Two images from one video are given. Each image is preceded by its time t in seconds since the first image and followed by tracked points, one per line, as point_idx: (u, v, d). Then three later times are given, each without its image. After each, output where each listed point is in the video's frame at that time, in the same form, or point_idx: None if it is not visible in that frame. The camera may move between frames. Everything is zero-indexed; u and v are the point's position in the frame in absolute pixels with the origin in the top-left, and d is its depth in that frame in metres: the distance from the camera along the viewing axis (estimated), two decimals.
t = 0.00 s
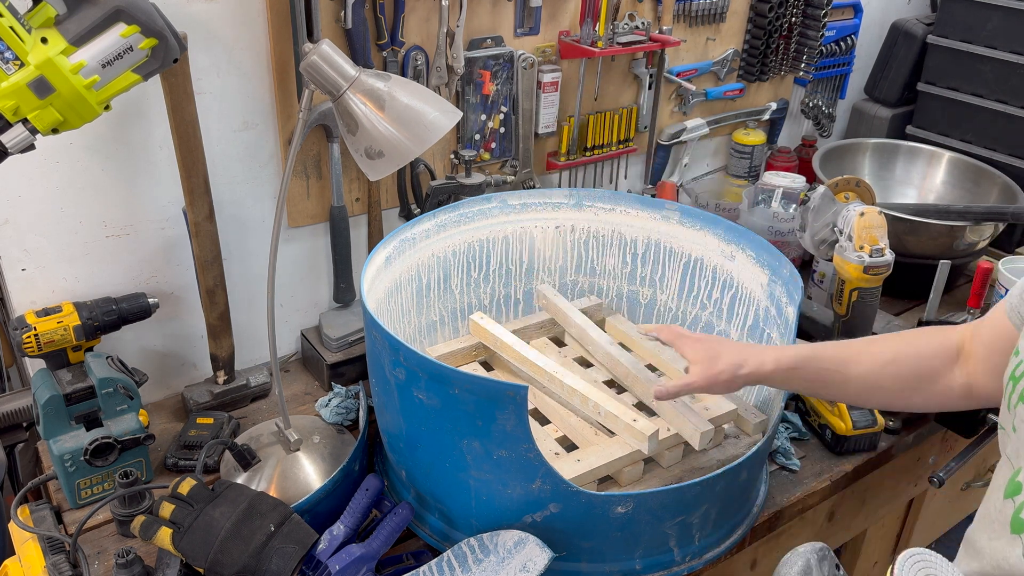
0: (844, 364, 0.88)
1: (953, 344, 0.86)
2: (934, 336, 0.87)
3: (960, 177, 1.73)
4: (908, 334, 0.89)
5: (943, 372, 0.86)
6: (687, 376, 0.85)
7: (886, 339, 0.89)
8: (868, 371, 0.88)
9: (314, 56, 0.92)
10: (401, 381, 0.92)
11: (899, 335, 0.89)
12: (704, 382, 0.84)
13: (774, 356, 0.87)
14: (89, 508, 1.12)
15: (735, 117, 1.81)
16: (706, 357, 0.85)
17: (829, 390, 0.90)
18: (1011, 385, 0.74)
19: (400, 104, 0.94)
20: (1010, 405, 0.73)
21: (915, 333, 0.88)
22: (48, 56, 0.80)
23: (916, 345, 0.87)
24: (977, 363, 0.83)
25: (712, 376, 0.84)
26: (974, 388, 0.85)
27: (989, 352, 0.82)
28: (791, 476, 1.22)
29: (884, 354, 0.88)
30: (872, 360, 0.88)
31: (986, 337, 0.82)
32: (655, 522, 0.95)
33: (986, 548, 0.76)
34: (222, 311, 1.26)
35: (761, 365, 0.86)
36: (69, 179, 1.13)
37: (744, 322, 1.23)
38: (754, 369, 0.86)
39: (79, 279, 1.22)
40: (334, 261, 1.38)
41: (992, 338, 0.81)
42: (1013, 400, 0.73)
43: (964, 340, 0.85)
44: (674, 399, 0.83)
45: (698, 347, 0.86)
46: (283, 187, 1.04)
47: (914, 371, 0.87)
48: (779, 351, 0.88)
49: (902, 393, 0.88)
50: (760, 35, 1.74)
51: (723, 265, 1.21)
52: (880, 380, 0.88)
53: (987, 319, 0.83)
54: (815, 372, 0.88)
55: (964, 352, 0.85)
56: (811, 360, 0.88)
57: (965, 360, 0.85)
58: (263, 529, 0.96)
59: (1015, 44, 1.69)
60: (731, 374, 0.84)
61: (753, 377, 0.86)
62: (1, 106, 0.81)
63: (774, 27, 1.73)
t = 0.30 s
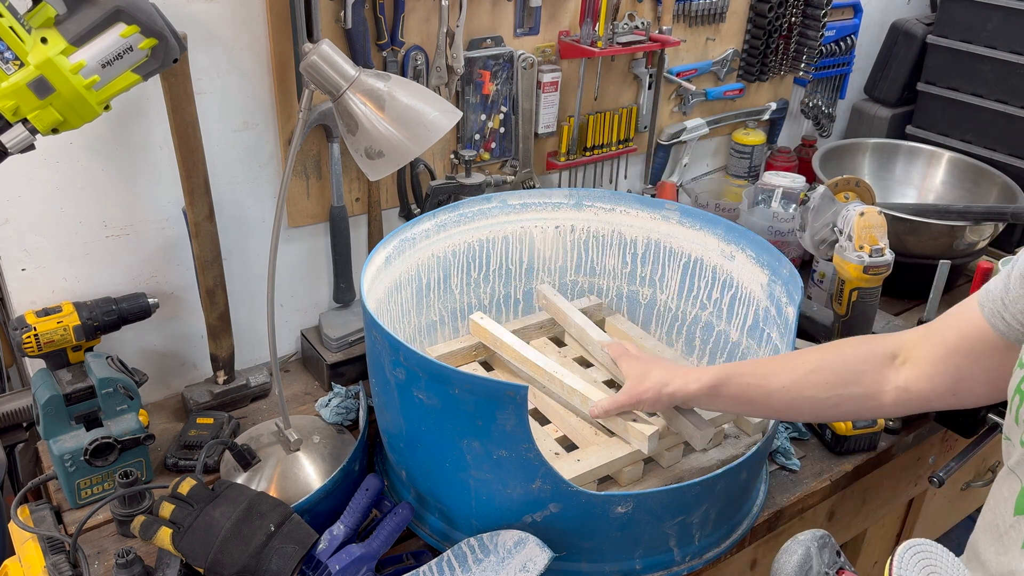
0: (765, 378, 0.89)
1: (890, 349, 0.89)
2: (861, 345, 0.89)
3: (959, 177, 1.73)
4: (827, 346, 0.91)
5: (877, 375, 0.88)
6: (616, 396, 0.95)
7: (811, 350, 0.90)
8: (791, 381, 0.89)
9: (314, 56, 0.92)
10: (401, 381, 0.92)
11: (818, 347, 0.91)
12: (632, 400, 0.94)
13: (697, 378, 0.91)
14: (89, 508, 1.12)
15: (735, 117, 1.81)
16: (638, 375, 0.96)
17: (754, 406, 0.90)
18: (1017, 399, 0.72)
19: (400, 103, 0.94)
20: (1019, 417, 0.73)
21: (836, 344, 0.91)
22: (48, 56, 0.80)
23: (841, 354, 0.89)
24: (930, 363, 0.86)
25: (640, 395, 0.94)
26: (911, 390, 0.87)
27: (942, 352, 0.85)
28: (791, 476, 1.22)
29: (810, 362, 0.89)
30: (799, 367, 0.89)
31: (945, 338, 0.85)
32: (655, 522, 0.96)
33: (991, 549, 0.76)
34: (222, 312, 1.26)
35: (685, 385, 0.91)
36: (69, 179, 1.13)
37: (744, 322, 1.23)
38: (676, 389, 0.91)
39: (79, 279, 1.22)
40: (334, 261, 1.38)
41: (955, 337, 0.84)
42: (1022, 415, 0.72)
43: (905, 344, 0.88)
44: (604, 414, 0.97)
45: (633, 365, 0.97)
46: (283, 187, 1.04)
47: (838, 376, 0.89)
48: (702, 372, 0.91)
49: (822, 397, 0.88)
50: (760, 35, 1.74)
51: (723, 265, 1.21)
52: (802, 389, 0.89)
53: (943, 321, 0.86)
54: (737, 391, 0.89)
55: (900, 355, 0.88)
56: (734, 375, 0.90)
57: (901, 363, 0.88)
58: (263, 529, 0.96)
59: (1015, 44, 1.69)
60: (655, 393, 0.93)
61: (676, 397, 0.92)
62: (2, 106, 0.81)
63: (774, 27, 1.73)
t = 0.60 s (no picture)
0: (764, 377, 0.90)
1: (888, 348, 0.88)
2: (861, 345, 0.89)
3: (959, 177, 1.73)
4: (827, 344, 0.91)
5: (876, 374, 0.88)
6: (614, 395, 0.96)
7: (811, 349, 0.90)
8: (790, 381, 0.89)
9: (314, 56, 0.92)
10: (401, 381, 0.92)
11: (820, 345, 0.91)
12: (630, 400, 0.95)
13: (695, 378, 0.92)
14: (89, 508, 1.12)
15: (735, 117, 1.81)
16: (637, 374, 0.97)
17: (754, 406, 0.91)
18: (1010, 399, 0.72)
19: (400, 103, 0.94)
20: (1012, 418, 0.72)
21: (835, 343, 0.91)
22: (48, 56, 0.80)
23: (840, 352, 0.89)
24: (926, 363, 0.85)
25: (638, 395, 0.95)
26: (908, 389, 0.87)
27: (939, 352, 0.84)
28: (791, 476, 1.22)
29: (808, 361, 0.89)
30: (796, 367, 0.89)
31: (943, 339, 0.84)
32: (656, 522, 0.96)
33: (987, 550, 0.75)
34: (221, 312, 1.26)
35: (684, 385, 0.92)
36: (69, 179, 1.13)
37: (744, 322, 1.23)
38: (675, 389, 0.92)
39: (79, 279, 1.22)
40: (334, 261, 1.38)
41: (954, 338, 0.83)
42: (1015, 415, 0.71)
43: (902, 344, 0.88)
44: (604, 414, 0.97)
45: (632, 365, 0.98)
46: (283, 187, 1.04)
47: (836, 376, 0.89)
48: (701, 372, 0.92)
49: (821, 396, 0.89)
50: (760, 35, 1.74)
51: (723, 265, 1.21)
52: (802, 388, 0.89)
53: (940, 322, 0.86)
54: (738, 391, 0.90)
55: (898, 354, 0.88)
56: (733, 375, 0.91)
57: (899, 363, 0.88)
58: (263, 529, 0.96)
59: (1015, 44, 1.69)
60: (653, 393, 0.94)
61: (675, 397, 0.93)
62: (1, 106, 0.81)
63: (774, 27, 1.73)
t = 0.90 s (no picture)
0: (738, 327, 0.85)
1: (860, 303, 0.84)
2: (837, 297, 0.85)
3: (959, 177, 1.74)
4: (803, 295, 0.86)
5: (846, 331, 0.84)
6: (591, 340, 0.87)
7: (784, 301, 0.86)
8: (764, 332, 0.85)
9: (314, 56, 0.92)
10: (401, 381, 0.92)
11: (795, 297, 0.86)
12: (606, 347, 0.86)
13: (670, 326, 0.84)
14: (89, 508, 1.12)
15: (735, 117, 1.81)
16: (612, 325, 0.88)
17: (724, 356, 0.86)
18: (992, 395, 0.72)
19: (400, 103, 0.94)
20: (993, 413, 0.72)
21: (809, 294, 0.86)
22: (48, 56, 0.80)
23: (813, 303, 0.85)
24: (896, 323, 0.82)
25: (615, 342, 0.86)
26: (878, 347, 0.83)
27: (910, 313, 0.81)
28: (791, 476, 1.22)
29: (781, 315, 0.85)
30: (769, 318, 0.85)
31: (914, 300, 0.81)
32: (656, 521, 0.96)
33: (976, 548, 0.73)
34: (221, 312, 1.26)
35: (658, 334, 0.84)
36: (69, 179, 1.13)
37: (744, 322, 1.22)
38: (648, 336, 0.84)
39: (79, 279, 1.22)
40: (334, 261, 1.38)
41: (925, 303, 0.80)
42: (995, 410, 0.71)
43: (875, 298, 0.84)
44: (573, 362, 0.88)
45: (609, 318, 0.89)
46: (283, 187, 1.04)
47: (807, 328, 0.84)
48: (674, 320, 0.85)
49: (795, 347, 0.84)
50: (760, 35, 1.74)
51: (723, 265, 1.21)
52: (775, 340, 0.84)
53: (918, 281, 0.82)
54: (708, 339, 0.84)
55: (870, 310, 0.84)
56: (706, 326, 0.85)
57: (870, 319, 0.84)
58: (263, 529, 0.96)
59: (1015, 44, 1.69)
60: (630, 340, 0.85)
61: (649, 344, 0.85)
62: (1, 106, 0.81)
63: (774, 27, 1.73)
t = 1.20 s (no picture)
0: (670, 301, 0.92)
1: (787, 266, 0.87)
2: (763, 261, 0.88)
3: (959, 177, 1.73)
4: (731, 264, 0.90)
5: (771, 294, 0.87)
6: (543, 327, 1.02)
7: (713, 271, 0.91)
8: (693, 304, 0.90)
9: (314, 56, 0.92)
10: (401, 381, 0.92)
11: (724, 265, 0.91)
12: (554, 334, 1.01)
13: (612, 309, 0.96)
14: (89, 508, 1.12)
15: (734, 117, 1.81)
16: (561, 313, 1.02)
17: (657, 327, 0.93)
18: (972, 390, 0.72)
19: (400, 104, 0.94)
20: (972, 408, 0.71)
21: (739, 261, 0.90)
22: (48, 56, 0.80)
23: (742, 271, 0.89)
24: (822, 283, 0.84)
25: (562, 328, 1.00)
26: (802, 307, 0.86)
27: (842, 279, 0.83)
28: (791, 476, 1.22)
29: (712, 284, 0.90)
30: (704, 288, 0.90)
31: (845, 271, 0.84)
32: (655, 522, 0.96)
33: (964, 540, 0.72)
34: (221, 311, 1.26)
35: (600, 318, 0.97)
36: (69, 179, 1.13)
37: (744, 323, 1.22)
38: (593, 323, 0.97)
39: (79, 279, 1.22)
40: (334, 261, 1.38)
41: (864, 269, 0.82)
42: (976, 406, 0.71)
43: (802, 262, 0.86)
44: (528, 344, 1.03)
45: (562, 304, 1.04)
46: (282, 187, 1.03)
47: (735, 295, 0.88)
48: (616, 304, 0.96)
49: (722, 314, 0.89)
50: (760, 35, 1.74)
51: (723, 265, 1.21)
52: (701, 311, 0.90)
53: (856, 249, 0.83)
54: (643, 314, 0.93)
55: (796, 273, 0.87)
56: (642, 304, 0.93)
57: (796, 281, 0.87)
58: (263, 529, 0.96)
59: (1015, 44, 1.69)
60: (575, 324, 0.99)
61: (594, 329, 0.97)
62: (1, 106, 0.81)
63: (774, 27, 1.73)
